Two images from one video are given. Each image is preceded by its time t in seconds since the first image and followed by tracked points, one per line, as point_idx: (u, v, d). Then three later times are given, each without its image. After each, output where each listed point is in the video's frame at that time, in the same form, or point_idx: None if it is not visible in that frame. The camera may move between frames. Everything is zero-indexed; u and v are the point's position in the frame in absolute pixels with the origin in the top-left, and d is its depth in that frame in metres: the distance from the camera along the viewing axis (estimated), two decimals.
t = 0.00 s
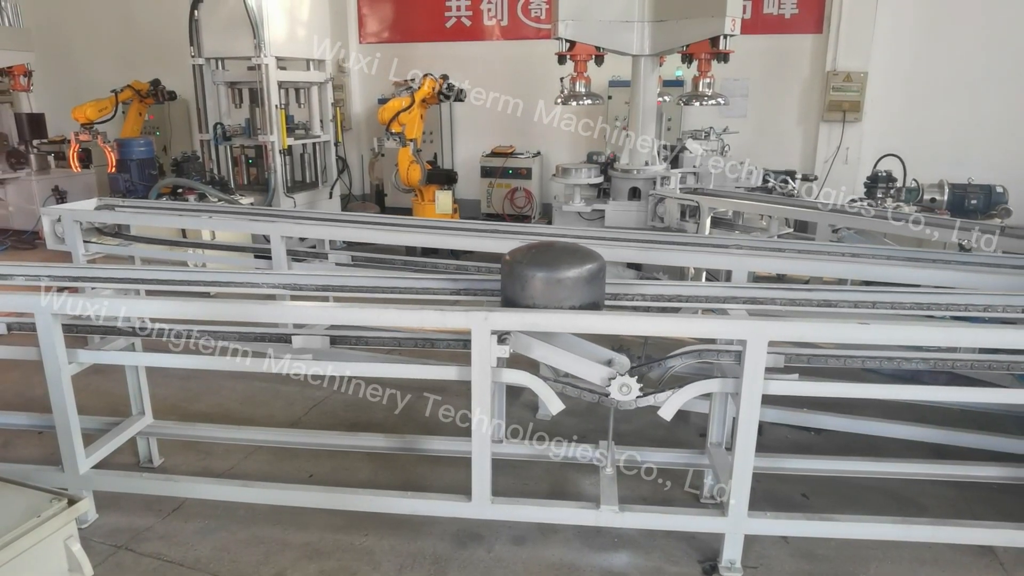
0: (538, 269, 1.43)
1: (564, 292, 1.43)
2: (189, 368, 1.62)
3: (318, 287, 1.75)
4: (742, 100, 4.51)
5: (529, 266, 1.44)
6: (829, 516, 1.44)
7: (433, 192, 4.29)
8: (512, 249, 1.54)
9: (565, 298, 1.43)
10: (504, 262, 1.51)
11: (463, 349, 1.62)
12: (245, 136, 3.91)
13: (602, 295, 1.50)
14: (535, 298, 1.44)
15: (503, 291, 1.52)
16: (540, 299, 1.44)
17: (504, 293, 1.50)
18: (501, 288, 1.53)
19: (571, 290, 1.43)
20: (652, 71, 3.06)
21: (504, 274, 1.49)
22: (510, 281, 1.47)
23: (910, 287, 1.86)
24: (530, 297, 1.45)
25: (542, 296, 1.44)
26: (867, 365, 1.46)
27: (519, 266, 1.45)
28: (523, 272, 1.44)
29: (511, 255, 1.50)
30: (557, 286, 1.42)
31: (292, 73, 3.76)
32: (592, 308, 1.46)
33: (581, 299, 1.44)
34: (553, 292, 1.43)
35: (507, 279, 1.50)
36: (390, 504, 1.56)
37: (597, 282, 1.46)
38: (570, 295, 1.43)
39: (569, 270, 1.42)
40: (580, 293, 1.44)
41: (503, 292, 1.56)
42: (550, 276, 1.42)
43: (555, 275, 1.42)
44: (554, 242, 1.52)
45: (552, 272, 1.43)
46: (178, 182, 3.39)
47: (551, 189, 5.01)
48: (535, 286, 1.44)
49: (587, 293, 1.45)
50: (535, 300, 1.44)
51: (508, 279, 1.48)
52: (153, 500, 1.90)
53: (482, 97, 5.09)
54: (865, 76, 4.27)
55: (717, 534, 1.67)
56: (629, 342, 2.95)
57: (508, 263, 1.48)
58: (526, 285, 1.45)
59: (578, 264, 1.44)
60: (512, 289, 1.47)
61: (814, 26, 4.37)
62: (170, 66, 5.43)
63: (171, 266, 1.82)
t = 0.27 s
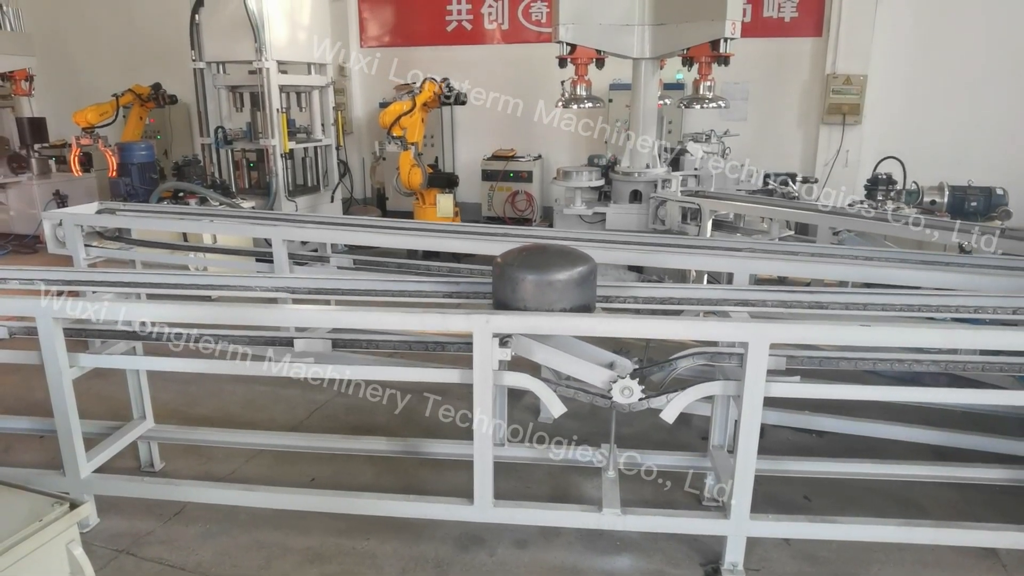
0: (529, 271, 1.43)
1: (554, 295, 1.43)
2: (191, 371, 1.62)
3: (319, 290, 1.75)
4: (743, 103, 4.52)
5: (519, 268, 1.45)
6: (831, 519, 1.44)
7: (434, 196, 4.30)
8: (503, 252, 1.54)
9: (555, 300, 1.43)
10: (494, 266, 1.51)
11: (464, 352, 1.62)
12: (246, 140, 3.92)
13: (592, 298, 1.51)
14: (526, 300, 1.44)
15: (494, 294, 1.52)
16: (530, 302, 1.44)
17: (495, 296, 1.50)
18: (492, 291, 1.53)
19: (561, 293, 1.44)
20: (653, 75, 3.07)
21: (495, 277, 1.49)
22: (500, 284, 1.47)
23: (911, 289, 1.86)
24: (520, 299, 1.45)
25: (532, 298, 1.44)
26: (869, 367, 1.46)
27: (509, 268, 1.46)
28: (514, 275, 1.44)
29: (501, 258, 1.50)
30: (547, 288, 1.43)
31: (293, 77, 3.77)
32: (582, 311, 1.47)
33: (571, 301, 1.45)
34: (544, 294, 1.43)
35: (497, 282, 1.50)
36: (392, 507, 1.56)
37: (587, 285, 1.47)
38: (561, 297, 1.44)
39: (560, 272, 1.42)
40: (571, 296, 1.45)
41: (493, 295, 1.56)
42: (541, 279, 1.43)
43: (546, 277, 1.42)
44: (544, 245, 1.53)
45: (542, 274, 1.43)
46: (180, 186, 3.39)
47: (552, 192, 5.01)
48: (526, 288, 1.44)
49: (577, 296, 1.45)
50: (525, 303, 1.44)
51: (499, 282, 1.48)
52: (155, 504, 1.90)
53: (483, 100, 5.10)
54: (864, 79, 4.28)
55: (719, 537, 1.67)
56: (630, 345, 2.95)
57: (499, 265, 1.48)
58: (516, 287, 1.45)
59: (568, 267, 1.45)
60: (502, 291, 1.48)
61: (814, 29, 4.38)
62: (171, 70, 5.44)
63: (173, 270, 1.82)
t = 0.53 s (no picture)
0: (523, 275, 1.43)
1: (548, 299, 1.43)
2: (195, 376, 1.62)
3: (323, 295, 1.76)
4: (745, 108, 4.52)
5: (513, 272, 1.45)
6: (837, 523, 1.43)
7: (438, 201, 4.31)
8: (497, 257, 1.54)
9: (549, 305, 1.43)
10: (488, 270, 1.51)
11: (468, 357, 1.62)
12: (250, 145, 3.94)
13: (586, 303, 1.50)
14: (520, 304, 1.44)
15: (488, 298, 1.52)
16: (524, 306, 1.44)
17: (489, 300, 1.50)
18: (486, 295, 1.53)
19: (555, 297, 1.43)
20: (656, 79, 3.07)
21: (489, 281, 1.49)
22: (494, 288, 1.47)
23: (916, 293, 1.86)
24: (514, 303, 1.45)
25: (526, 302, 1.44)
26: (874, 371, 1.46)
27: (504, 273, 1.46)
28: (508, 279, 1.44)
29: (496, 262, 1.50)
30: (541, 292, 1.43)
31: (297, 83, 3.78)
32: (576, 315, 1.47)
33: (565, 305, 1.45)
34: (538, 298, 1.43)
35: (491, 286, 1.50)
36: (396, 512, 1.55)
37: (581, 289, 1.47)
38: (554, 302, 1.44)
39: (554, 276, 1.42)
40: (564, 300, 1.45)
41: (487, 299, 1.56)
42: (535, 283, 1.43)
43: (540, 282, 1.42)
44: (539, 250, 1.53)
45: (537, 278, 1.43)
46: (184, 192, 3.40)
47: (555, 197, 5.02)
48: (520, 292, 1.44)
49: (571, 300, 1.45)
50: (520, 307, 1.44)
51: (493, 286, 1.48)
52: (159, 510, 1.90)
53: (486, 106, 5.12)
54: (867, 83, 4.28)
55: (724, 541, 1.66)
56: (634, 349, 2.95)
57: (493, 269, 1.49)
58: (510, 291, 1.45)
59: (562, 271, 1.45)
60: (497, 295, 1.47)
61: (816, 33, 4.38)
62: (176, 76, 5.47)
63: (177, 275, 1.83)
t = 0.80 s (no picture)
0: (519, 279, 1.44)
1: (544, 303, 1.44)
2: (203, 381, 1.63)
3: (331, 300, 1.77)
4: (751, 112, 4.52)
5: (510, 277, 1.45)
6: (846, 528, 1.42)
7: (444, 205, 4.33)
8: (495, 261, 1.55)
9: (545, 309, 1.44)
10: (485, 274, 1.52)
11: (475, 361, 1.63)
12: (258, 151, 3.96)
13: (582, 306, 1.51)
14: (516, 308, 1.45)
15: (485, 302, 1.52)
16: (520, 310, 1.45)
17: (486, 304, 1.51)
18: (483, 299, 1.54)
19: (551, 301, 1.44)
20: (662, 83, 3.07)
21: (486, 285, 1.50)
22: (491, 292, 1.48)
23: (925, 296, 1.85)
24: (510, 307, 1.46)
25: (522, 306, 1.45)
26: (882, 375, 1.45)
27: (500, 277, 1.47)
28: (504, 283, 1.45)
29: (492, 266, 1.51)
30: (537, 296, 1.44)
31: (304, 89, 3.80)
32: (572, 319, 1.48)
33: (561, 309, 1.46)
34: (533, 302, 1.44)
35: (488, 290, 1.51)
36: (403, 516, 1.55)
37: (577, 293, 1.48)
38: (550, 306, 1.45)
39: (550, 281, 1.43)
40: (560, 304, 1.45)
41: (485, 303, 1.56)
42: (531, 287, 1.43)
43: (536, 286, 1.43)
44: (535, 254, 1.54)
45: (533, 283, 1.44)
46: (192, 197, 3.42)
47: (561, 201, 5.02)
48: (516, 296, 1.45)
49: (567, 304, 1.46)
50: (516, 311, 1.45)
51: (490, 290, 1.49)
52: (167, 514, 1.91)
53: (493, 110, 5.13)
54: (873, 86, 4.27)
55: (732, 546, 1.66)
56: (641, 353, 2.95)
57: (490, 274, 1.49)
58: (507, 296, 1.46)
59: (558, 275, 1.46)
60: (493, 299, 1.48)
61: (822, 37, 4.37)
62: (184, 83, 5.50)
63: (186, 281, 1.84)
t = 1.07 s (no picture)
0: (519, 283, 1.45)
1: (544, 307, 1.45)
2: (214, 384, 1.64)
3: (343, 304, 1.78)
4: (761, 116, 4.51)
5: (509, 281, 1.47)
6: (856, 532, 1.42)
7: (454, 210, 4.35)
8: (495, 266, 1.56)
9: (545, 312, 1.45)
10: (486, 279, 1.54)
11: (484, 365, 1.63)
12: (269, 156, 4.00)
13: (582, 311, 1.52)
14: (516, 312, 1.46)
15: (486, 307, 1.54)
16: (520, 314, 1.46)
17: (486, 308, 1.52)
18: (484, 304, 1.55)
19: (551, 305, 1.45)
20: (671, 88, 3.08)
21: (486, 290, 1.51)
22: (491, 296, 1.49)
23: (936, 301, 1.84)
24: (510, 311, 1.47)
25: (522, 310, 1.46)
26: (893, 379, 1.45)
27: (500, 281, 1.48)
28: (504, 287, 1.47)
29: (493, 271, 1.53)
30: (537, 300, 1.44)
31: (315, 95, 3.84)
32: (572, 323, 1.48)
33: (561, 313, 1.46)
34: (533, 306, 1.45)
35: (488, 295, 1.52)
36: (413, 519, 1.56)
37: (577, 297, 1.49)
38: (550, 309, 1.45)
39: (549, 284, 1.44)
40: (560, 308, 1.46)
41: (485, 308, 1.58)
42: (530, 291, 1.44)
43: (535, 290, 1.44)
44: (535, 259, 1.55)
45: (532, 287, 1.45)
46: (204, 202, 3.46)
47: (570, 205, 5.03)
48: (516, 300, 1.46)
49: (566, 308, 1.47)
50: (516, 315, 1.46)
51: (490, 295, 1.50)
52: (180, 516, 1.92)
53: (502, 115, 5.15)
54: (883, 90, 4.26)
55: (742, 550, 1.66)
56: (651, 357, 2.95)
57: (490, 278, 1.51)
58: (507, 300, 1.47)
59: (558, 279, 1.47)
60: (493, 304, 1.49)
61: (831, 41, 4.37)
62: (196, 89, 5.56)
63: (199, 285, 1.86)
